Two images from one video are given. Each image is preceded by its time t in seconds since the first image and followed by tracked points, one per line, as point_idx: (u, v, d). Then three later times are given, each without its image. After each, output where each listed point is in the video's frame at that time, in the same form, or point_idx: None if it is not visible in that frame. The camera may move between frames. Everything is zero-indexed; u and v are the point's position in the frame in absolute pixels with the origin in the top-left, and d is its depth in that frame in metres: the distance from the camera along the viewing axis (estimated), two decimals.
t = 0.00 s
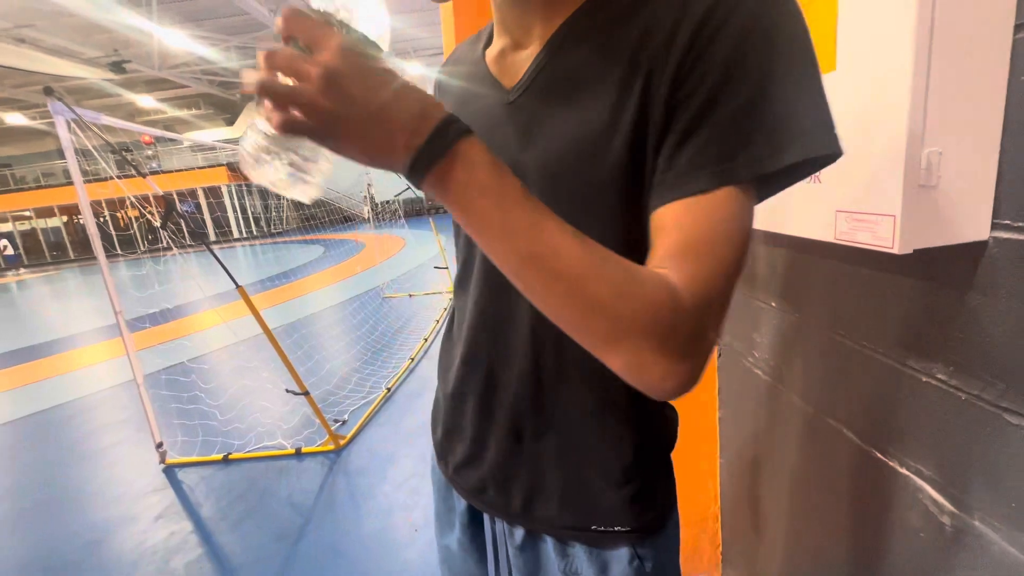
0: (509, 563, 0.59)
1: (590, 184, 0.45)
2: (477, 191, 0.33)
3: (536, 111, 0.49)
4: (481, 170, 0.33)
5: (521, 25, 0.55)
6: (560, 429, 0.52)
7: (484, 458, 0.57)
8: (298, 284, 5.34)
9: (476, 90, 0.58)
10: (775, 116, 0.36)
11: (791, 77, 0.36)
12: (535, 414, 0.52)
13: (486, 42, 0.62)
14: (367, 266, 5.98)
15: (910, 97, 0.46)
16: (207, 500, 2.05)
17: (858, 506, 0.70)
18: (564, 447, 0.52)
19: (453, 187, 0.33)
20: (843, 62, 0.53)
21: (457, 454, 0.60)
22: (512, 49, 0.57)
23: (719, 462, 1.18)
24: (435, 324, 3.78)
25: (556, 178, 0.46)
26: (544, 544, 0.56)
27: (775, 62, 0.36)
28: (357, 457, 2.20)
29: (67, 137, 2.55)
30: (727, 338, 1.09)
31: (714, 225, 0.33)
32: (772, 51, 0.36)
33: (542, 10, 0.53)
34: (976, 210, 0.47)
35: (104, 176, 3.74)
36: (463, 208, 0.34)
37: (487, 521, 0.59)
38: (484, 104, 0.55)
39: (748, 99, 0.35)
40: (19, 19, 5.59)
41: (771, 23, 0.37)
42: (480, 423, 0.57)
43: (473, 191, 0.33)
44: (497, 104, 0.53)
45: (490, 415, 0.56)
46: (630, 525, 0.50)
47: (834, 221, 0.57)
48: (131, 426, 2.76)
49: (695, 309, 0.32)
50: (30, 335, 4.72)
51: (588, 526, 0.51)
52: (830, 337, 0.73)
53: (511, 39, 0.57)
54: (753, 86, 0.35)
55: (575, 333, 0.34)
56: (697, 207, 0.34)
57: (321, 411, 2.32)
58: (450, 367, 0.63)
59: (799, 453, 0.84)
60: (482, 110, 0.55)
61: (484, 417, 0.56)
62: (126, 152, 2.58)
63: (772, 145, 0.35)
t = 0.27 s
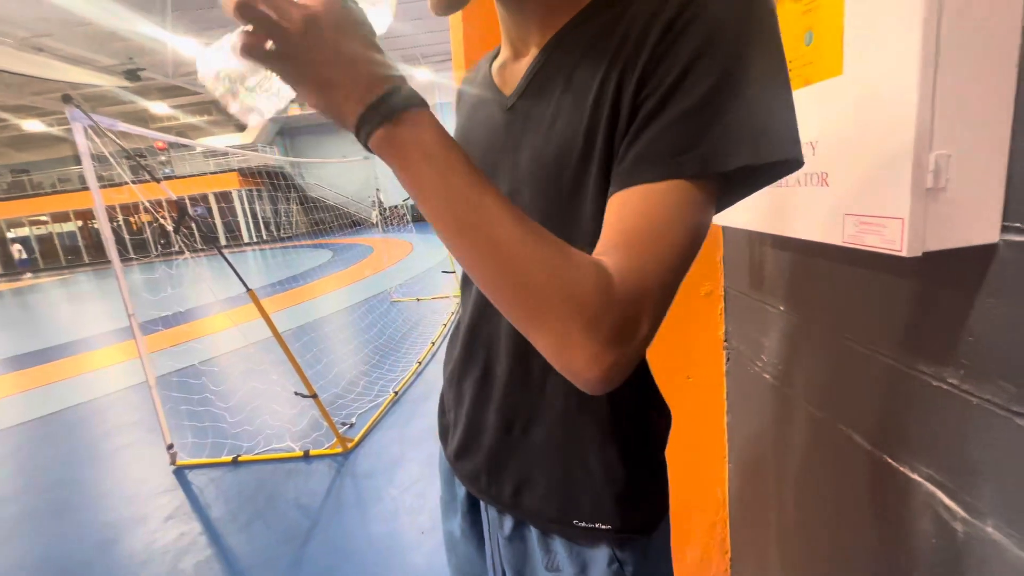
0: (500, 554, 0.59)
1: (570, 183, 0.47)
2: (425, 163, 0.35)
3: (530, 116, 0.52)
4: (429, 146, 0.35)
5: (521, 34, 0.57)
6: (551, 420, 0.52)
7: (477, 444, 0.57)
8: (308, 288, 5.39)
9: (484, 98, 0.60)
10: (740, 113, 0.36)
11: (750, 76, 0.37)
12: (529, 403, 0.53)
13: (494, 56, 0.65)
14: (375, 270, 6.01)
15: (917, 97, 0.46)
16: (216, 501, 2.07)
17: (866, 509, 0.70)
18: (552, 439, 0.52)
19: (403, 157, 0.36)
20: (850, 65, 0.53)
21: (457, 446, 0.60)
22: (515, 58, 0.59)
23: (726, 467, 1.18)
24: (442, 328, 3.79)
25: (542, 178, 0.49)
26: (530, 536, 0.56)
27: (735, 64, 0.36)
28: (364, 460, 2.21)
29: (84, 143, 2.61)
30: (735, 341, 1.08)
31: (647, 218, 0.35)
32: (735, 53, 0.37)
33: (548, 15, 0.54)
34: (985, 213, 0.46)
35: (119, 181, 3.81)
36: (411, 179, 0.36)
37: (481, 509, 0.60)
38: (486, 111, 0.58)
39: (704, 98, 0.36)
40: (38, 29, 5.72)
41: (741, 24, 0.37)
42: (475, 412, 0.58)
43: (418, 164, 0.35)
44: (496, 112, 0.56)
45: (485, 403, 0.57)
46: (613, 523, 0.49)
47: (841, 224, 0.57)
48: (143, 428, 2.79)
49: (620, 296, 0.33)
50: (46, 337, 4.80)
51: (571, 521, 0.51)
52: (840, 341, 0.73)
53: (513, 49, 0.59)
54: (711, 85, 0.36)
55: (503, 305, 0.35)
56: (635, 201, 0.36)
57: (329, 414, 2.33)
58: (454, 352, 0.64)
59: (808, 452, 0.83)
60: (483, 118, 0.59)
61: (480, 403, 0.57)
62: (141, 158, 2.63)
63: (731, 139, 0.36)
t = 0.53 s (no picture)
0: (510, 563, 0.59)
1: (567, 184, 0.46)
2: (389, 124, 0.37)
3: (538, 124, 0.53)
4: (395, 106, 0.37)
5: (531, 50, 0.59)
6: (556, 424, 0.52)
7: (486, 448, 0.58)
8: (317, 297, 5.44)
9: (495, 113, 0.62)
10: (725, 99, 0.35)
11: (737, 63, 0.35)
12: (538, 406, 0.53)
13: (508, 75, 0.68)
14: (384, 280, 6.06)
15: (923, 108, 0.45)
16: (225, 509, 2.08)
17: (880, 521, 0.69)
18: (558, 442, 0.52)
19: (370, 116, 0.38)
20: (855, 78, 0.53)
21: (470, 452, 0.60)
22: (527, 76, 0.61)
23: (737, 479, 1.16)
24: (450, 337, 3.80)
25: (544, 181, 0.50)
26: (539, 543, 0.56)
27: (723, 47, 0.35)
28: (372, 469, 2.22)
29: (102, 155, 2.67)
30: (744, 351, 1.08)
31: (606, 186, 0.34)
32: (729, 43, 0.35)
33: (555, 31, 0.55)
34: (994, 224, 0.46)
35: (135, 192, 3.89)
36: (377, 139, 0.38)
37: (492, 515, 0.60)
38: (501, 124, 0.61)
39: (685, 80, 0.35)
40: (60, 45, 5.89)
41: (735, 15, 0.36)
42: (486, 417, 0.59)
43: (382, 123, 0.37)
44: (507, 124, 0.58)
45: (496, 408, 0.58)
46: (626, 525, 0.49)
47: (849, 236, 0.57)
48: (155, 435, 2.82)
49: (562, 259, 0.33)
50: (61, 345, 4.88)
51: (579, 524, 0.51)
52: (851, 352, 0.72)
53: (526, 66, 0.61)
54: (691, 67, 0.35)
55: (452, 264, 0.36)
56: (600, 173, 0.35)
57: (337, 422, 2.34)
58: (467, 359, 0.65)
59: (819, 463, 0.83)
60: (497, 131, 0.61)
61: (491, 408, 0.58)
62: (157, 169, 2.68)
63: (710, 125, 0.34)
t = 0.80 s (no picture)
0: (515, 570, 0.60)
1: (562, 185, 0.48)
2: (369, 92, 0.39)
3: (533, 131, 0.55)
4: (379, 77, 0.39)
5: (529, 65, 0.60)
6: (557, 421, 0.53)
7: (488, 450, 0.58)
8: (319, 305, 5.45)
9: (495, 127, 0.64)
10: (704, 86, 0.37)
11: (714, 51, 0.38)
12: (540, 406, 0.54)
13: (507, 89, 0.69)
14: (385, 288, 6.08)
15: (914, 122, 0.46)
16: (226, 518, 2.07)
17: (880, 529, 0.69)
18: (560, 440, 0.52)
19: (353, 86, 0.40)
20: (848, 92, 0.54)
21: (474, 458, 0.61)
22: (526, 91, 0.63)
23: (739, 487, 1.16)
24: (451, 345, 3.81)
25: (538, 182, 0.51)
26: (543, 549, 0.56)
27: (699, 36, 0.38)
28: (373, 478, 2.21)
29: (108, 165, 2.70)
30: (745, 360, 1.08)
31: (570, 157, 0.36)
32: (708, 31, 0.38)
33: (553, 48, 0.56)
34: (985, 235, 0.47)
35: (140, 201, 3.93)
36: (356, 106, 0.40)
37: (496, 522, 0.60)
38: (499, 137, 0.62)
39: (665, 66, 0.37)
40: (67, 56, 5.97)
41: (720, 12, 0.38)
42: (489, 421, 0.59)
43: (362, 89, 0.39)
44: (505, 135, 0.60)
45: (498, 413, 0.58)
46: (628, 522, 0.50)
47: (845, 246, 0.58)
48: (156, 443, 2.83)
49: (520, 219, 0.34)
50: (63, 353, 4.89)
51: (582, 522, 0.51)
52: (850, 361, 0.73)
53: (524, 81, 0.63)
54: (669, 53, 0.38)
55: (414, 221, 0.37)
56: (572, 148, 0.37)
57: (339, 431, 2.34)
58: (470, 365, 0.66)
59: (820, 471, 0.83)
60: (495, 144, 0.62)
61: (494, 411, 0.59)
62: (162, 179, 2.71)
63: (688, 109, 0.36)
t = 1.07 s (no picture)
0: None
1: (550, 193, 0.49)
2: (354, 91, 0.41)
3: (522, 142, 0.56)
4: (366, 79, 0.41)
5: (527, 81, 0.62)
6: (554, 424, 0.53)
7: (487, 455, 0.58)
8: (323, 314, 5.48)
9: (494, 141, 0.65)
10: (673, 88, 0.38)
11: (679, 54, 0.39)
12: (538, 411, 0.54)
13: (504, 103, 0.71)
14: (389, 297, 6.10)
15: (908, 135, 0.47)
16: (229, 528, 2.07)
17: (885, 538, 0.69)
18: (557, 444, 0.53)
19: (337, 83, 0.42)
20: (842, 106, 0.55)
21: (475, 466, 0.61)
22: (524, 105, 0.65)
23: (744, 497, 1.16)
24: (455, 354, 3.82)
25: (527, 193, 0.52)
26: (546, 556, 0.57)
27: (666, 41, 0.40)
28: (377, 487, 2.21)
29: (118, 176, 2.74)
30: (748, 369, 1.08)
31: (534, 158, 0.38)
32: (674, 38, 0.40)
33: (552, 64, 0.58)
34: (980, 247, 0.48)
35: (147, 212, 3.98)
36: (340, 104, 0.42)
37: (499, 529, 0.60)
38: (493, 154, 0.64)
39: (633, 69, 0.39)
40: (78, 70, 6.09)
41: (686, 21, 0.40)
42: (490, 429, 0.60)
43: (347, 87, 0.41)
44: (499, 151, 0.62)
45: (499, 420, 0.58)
46: (626, 524, 0.51)
47: (844, 256, 0.59)
48: (160, 453, 2.83)
49: (478, 213, 0.36)
50: (70, 363, 4.92)
51: (581, 525, 0.51)
52: (852, 370, 0.73)
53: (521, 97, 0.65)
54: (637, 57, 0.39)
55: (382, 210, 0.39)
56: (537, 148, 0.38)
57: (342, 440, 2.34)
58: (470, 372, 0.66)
59: (824, 480, 0.83)
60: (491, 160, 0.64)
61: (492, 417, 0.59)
62: (170, 190, 2.75)
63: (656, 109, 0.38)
